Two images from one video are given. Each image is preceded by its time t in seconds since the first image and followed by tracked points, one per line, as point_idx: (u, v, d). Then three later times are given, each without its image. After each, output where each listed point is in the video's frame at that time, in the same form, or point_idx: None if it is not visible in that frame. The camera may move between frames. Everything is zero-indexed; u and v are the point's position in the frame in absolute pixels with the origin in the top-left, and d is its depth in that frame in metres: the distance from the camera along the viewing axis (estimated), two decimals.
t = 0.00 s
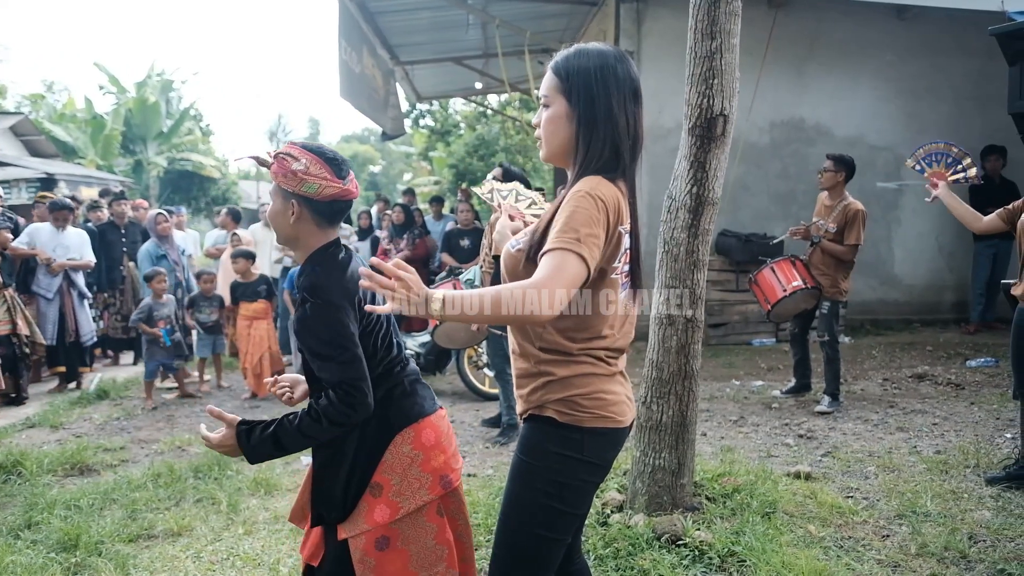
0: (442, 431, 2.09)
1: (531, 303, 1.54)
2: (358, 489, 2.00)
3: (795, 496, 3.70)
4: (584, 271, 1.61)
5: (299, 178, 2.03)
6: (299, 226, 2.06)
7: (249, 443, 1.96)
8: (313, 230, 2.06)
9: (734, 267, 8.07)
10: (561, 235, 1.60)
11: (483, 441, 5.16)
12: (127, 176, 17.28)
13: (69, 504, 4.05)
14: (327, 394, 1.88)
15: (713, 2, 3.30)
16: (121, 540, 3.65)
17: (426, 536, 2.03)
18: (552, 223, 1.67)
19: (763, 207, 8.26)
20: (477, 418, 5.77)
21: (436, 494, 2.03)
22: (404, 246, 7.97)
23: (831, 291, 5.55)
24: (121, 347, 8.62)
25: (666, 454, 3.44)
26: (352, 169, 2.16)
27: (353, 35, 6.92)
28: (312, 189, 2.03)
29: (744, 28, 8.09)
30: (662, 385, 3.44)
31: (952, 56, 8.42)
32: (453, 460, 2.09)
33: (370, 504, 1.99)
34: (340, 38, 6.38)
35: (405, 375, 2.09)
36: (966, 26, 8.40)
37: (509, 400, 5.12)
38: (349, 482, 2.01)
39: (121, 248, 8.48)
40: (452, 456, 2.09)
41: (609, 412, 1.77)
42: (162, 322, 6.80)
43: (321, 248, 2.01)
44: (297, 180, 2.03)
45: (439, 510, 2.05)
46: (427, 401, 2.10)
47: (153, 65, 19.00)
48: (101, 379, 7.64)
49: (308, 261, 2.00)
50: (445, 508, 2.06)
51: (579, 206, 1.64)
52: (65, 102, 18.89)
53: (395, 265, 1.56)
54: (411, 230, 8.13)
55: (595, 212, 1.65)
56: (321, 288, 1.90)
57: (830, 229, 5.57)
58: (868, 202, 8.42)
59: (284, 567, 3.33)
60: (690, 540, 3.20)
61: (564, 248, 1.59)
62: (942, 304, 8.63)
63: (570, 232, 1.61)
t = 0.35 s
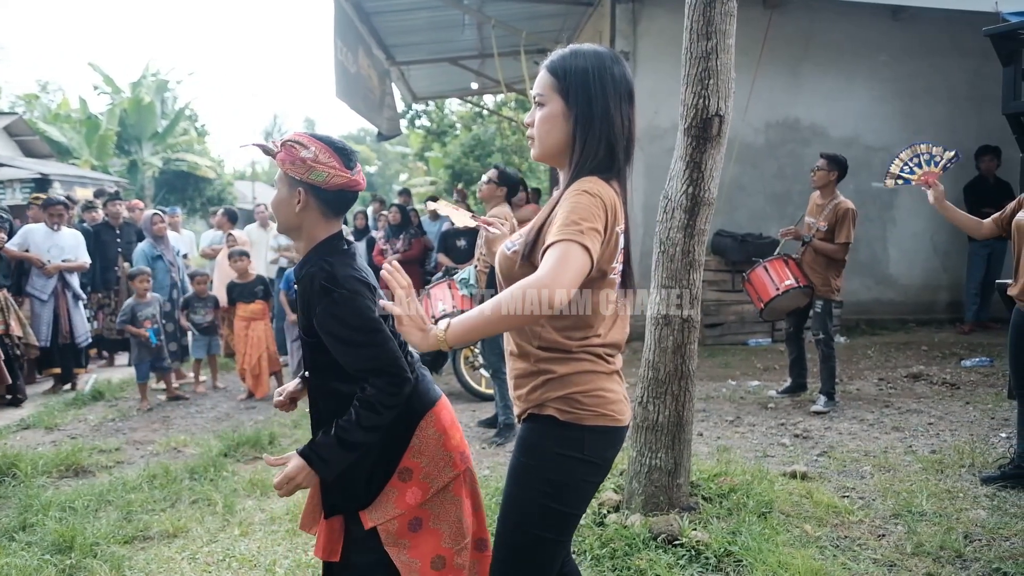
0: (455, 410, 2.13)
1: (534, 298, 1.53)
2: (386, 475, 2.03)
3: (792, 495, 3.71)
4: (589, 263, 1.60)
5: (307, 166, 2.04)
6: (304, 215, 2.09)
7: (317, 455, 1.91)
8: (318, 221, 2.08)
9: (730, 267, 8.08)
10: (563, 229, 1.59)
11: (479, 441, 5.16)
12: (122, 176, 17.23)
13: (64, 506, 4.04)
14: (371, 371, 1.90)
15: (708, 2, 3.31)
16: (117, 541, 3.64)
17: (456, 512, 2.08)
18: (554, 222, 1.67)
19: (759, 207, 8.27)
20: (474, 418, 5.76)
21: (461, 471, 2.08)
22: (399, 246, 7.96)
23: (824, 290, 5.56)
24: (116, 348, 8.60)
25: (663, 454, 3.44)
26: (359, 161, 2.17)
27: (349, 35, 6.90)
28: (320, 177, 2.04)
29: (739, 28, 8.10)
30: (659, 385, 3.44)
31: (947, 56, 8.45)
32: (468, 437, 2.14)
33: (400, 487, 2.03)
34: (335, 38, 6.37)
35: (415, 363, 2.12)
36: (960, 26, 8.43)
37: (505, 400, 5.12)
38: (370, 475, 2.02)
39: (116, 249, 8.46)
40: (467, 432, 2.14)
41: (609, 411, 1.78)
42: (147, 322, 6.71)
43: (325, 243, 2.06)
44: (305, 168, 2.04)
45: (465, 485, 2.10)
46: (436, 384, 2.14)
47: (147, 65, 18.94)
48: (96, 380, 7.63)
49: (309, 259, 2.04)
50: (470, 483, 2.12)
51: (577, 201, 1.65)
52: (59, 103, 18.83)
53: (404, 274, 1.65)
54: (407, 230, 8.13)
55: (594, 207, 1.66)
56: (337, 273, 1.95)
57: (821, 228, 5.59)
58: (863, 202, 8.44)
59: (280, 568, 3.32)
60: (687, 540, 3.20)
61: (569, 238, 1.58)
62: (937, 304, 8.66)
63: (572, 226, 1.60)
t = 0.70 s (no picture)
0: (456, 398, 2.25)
1: (540, 290, 1.51)
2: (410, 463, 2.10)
3: (785, 494, 3.72)
4: (590, 257, 1.59)
5: (318, 161, 2.10)
6: (311, 211, 2.14)
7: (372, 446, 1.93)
8: (326, 217, 2.15)
9: (724, 267, 8.09)
10: (565, 224, 1.59)
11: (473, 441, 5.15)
12: (115, 175, 17.16)
13: (56, 506, 4.02)
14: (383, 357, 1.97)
15: (704, 1, 3.31)
16: (110, 541, 3.63)
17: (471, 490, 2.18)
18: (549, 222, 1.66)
19: (753, 207, 8.29)
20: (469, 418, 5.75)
21: (471, 452, 2.19)
22: (394, 245, 7.94)
23: (815, 289, 5.56)
24: (109, 348, 8.56)
25: (658, 453, 3.44)
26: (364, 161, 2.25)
27: (344, 35, 6.89)
28: (330, 173, 2.11)
29: (734, 29, 8.11)
30: (653, 385, 3.44)
31: (940, 57, 8.48)
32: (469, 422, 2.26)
33: (423, 473, 2.11)
34: (330, 38, 6.36)
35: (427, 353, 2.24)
36: (953, 27, 8.47)
37: (499, 400, 5.12)
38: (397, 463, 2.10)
39: (108, 248, 8.42)
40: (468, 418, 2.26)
41: (608, 411, 1.79)
42: (137, 323, 6.65)
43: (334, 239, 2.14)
44: (317, 163, 2.10)
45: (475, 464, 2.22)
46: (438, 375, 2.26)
47: (141, 64, 18.87)
48: (89, 379, 7.60)
49: (317, 254, 2.14)
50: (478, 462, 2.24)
51: (576, 200, 1.66)
52: (52, 102, 18.75)
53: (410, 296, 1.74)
54: (402, 229, 8.13)
55: (593, 205, 1.66)
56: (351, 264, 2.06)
57: (811, 227, 5.61)
58: (857, 202, 8.47)
59: (274, 569, 3.31)
60: (682, 539, 3.20)
61: (573, 232, 1.58)
62: (930, 304, 8.69)
63: (575, 223, 1.60)
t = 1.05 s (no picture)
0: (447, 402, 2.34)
1: (548, 281, 1.50)
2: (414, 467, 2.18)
3: (782, 494, 3.73)
4: (591, 249, 1.60)
5: (357, 164, 2.21)
6: (350, 214, 2.23)
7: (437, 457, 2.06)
8: (363, 219, 2.26)
9: (721, 268, 8.11)
10: (564, 217, 1.61)
11: (471, 442, 5.15)
12: (111, 175, 17.13)
13: (53, 507, 4.01)
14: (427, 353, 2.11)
15: (701, 2, 3.32)
16: (106, 542, 3.62)
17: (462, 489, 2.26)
18: (548, 218, 1.67)
19: (750, 207, 8.31)
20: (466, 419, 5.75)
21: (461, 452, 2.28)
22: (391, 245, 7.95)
23: (810, 289, 5.57)
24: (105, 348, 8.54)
25: (655, 454, 3.45)
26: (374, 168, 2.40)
27: (340, 35, 6.88)
28: (369, 174, 2.23)
29: (730, 29, 8.12)
30: (651, 385, 3.44)
31: (936, 58, 8.50)
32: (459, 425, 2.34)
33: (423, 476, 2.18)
34: (327, 38, 6.35)
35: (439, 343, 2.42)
36: (949, 28, 8.49)
37: (497, 400, 5.13)
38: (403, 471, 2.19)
39: (105, 249, 8.41)
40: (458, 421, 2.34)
41: (609, 414, 1.79)
42: (130, 324, 6.63)
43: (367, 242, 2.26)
44: (359, 167, 2.21)
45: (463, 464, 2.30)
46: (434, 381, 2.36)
47: (136, 64, 18.84)
48: (85, 380, 7.59)
49: (352, 257, 2.24)
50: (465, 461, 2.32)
51: (574, 194, 1.67)
52: (47, 102, 18.71)
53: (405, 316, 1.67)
54: (399, 230, 8.16)
55: (590, 200, 1.68)
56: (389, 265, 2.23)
57: (805, 226, 5.65)
58: (853, 203, 8.48)
59: (271, 569, 3.30)
60: (679, 539, 3.21)
61: (574, 223, 1.59)
62: (926, 304, 8.72)
63: (575, 216, 1.61)
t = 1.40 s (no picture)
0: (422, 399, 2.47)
1: (556, 267, 1.51)
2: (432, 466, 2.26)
3: (780, 494, 3.73)
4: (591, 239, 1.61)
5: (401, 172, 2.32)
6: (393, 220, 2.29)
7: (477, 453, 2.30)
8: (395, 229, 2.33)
9: (718, 268, 8.12)
10: (565, 207, 1.62)
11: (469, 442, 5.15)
12: (108, 175, 17.10)
13: (50, 507, 4.01)
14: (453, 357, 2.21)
15: (698, 2, 3.32)
16: (104, 543, 3.62)
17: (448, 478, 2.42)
18: (546, 212, 1.67)
19: (747, 208, 8.32)
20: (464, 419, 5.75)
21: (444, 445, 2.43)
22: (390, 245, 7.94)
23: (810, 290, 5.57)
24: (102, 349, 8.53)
25: (654, 453, 3.45)
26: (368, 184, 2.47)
27: (338, 35, 6.88)
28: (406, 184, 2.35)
29: (728, 29, 8.12)
30: (649, 385, 3.44)
31: (933, 58, 8.52)
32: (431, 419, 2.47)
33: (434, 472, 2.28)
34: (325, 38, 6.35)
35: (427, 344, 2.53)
36: (946, 28, 8.51)
37: (495, 400, 5.13)
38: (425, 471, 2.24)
39: (102, 249, 8.39)
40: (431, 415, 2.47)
41: (608, 414, 1.80)
42: (125, 324, 6.61)
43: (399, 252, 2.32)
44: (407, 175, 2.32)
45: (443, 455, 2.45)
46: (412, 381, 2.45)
47: (133, 64, 18.82)
48: (82, 381, 7.58)
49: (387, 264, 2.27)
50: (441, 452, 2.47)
51: (573, 188, 1.68)
52: (44, 102, 18.67)
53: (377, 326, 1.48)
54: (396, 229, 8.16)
55: (589, 194, 1.69)
56: (423, 266, 2.30)
57: (802, 224, 5.66)
58: (851, 203, 8.49)
59: (269, 569, 3.30)
60: (678, 539, 3.21)
61: (573, 213, 1.60)
62: (923, 304, 8.73)
63: (575, 207, 1.62)
